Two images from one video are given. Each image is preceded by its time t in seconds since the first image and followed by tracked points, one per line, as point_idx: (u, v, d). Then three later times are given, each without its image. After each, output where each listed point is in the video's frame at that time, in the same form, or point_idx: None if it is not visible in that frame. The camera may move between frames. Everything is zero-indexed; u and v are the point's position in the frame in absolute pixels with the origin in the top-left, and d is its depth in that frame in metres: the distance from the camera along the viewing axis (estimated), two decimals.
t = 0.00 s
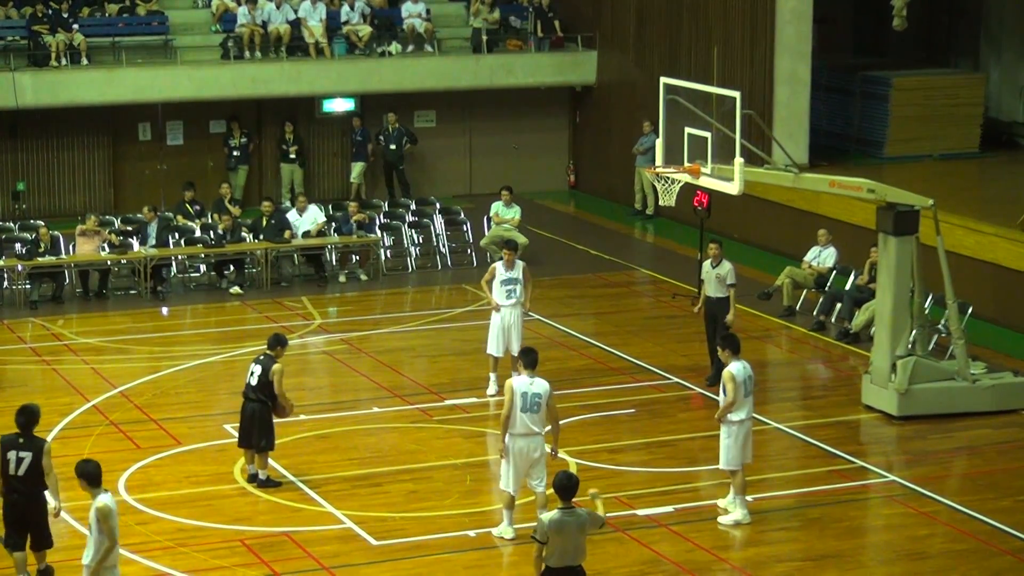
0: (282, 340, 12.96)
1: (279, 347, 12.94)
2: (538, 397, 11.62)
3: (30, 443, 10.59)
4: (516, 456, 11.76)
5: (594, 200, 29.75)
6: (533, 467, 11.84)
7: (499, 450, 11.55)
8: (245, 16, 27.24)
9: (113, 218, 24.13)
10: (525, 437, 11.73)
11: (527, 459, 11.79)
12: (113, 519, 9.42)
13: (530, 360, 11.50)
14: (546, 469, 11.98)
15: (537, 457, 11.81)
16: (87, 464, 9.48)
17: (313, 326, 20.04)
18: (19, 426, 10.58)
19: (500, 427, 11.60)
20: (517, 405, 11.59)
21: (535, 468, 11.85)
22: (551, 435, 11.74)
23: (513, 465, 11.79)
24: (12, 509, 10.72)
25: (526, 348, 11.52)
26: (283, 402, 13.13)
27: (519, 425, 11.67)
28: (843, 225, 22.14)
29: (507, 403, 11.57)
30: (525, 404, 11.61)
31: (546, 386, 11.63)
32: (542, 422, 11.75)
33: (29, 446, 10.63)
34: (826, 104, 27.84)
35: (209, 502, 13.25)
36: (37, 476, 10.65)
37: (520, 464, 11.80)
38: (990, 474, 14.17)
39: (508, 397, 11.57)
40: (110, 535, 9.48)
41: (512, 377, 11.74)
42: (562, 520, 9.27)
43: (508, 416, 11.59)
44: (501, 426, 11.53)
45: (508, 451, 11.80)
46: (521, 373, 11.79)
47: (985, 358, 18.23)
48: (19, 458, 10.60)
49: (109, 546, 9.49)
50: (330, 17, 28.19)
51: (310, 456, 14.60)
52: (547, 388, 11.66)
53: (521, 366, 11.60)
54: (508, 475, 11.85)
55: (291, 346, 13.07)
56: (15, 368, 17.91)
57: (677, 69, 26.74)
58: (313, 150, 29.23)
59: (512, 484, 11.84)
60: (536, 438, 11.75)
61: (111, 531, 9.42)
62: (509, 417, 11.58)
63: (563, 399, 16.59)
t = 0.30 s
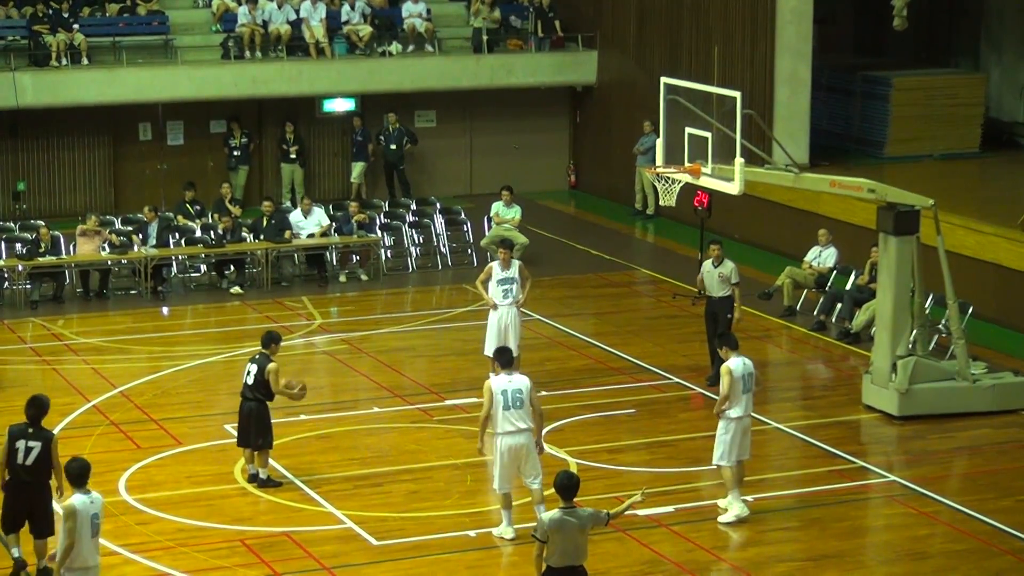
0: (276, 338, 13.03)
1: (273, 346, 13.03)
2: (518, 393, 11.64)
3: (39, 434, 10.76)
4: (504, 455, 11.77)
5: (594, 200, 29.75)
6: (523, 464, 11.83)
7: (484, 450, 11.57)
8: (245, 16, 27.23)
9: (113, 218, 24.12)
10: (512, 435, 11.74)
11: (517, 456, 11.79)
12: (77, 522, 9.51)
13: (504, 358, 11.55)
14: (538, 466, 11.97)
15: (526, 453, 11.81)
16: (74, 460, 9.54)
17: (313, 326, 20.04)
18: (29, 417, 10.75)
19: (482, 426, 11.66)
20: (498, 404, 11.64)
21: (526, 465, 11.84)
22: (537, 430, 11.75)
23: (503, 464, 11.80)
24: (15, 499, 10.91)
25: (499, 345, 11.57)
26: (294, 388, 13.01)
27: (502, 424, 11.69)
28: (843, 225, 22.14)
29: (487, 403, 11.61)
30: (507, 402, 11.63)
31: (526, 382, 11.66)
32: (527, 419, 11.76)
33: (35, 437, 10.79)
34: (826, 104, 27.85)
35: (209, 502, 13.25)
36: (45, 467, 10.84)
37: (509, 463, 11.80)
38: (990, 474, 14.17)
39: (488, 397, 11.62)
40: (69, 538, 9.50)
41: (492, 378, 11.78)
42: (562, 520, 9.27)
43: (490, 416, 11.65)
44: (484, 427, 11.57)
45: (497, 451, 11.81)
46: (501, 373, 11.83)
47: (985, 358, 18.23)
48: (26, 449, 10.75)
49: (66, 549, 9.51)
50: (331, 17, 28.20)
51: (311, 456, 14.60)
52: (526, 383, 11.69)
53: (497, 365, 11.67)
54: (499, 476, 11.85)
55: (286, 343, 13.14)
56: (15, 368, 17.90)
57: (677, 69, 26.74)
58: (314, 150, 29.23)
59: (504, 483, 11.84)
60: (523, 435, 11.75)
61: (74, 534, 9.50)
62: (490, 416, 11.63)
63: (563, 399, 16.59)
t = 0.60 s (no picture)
0: (270, 335, 13.13)
1: (268, 343, 13.12)
2: (509, 389, 11.69)
3: (29, 426, 10.81)
4: (501, 453, 11.75)
5: (594, 199, 29.73)
6: (520, 461, 11.81)
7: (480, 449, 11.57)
8: (245, 15, 27.22)
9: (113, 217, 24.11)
10: (506, 433, 11.75)
11: (513, 454, 11.78)
12: (47, 523, 9.24)
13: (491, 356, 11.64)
14: (535, 464, 11.95)
15: (523, 450, 11.80)
16: (55, 462, 9.30)
17: (313, 325, 20.03)
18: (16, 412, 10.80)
19: (476, 426, 11.69)
20: (489, 403, 11.68)
21: (523, 462, 11.82)
22: (532, 425, 11.76)
23: (500, 463, 11.77)
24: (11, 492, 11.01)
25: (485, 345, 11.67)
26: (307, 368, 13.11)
27: (495, 422, 11.72)
28: (843, 224, 22.14)
29: (478, 403, 11.66)
30: (499, 399, 11.68)
31: (515, 378, 11.72)
32: (519, 416, 11.78)
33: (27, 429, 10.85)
34: (826, 103, 27.83)
35: (209, 501, 13.24)
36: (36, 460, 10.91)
37: (507, 461, 11.78)
38: (990, 473, 14.16)
39: (479, 397, 11.67)
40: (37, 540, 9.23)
41: (481, 380, 11.84)
42: (563, 518, 9.29)
43: (482, 415, 11.68)
44: (477, 426, 11.59)
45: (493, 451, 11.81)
46: (491, 375, 11.89)
47: (985, 357, 18.22)
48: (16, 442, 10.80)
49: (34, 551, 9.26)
50: (331, 16, 28.20)
51: (310, 455, 14.59)
52: (516, 380, 11.74)
53: (485, 365, 11.76)
54: (497, 476, 11.82)
55: (279, 339, 13.26)
56: (15, 367, 17.89)
57: (677, 68, 26.74)
58: (314, 148, 29.23)
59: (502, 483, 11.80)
60: (518, 432, 11.75)
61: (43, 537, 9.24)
62: (483, 415, 11.67)
63: (562, 398, 16.57)
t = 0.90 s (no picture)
0: (272, 336, 13.08)
1: (271, 344, 13.11)
2: (509, 390, 11.68)
3: (13, 419, 10.66)
4: (504, 453, 11.74)
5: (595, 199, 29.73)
6: (522, 461, 11.82)
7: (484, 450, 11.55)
8: (246, 15, 27.14)
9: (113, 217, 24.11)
10: (508, 433, 11.74)
11: (515, 453, 11.78)
12: (30, 532, 9.10)
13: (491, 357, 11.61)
14: (534, 463, 11.98)
15: (524, 450, 11.81)
16: (34, 469, 9.21)
17: (314, 324, 20.03)
18: None
19: (479, 428, 11.64)
20: (491, 404, 11.66)
21: (525, 462, 11.84)
22: (532, 424, 11.79)
23: (503, 463, 11.76)
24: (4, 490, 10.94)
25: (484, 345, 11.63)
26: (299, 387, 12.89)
27: (498, 422, 11.70)
28: (844, 224, 22.14)
29: (480, 405, 11.62)
30: (500, 400, 11.66)
31: (516, 377, 11.73)
32: (520, 415, 11.80)
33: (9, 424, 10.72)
34: (827, 103, 27.83)
35: (209, 501, 13.24)
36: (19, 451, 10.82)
37: (509, 462, 11.77)
38: (991, 473, 14.16)
39: (480, 399, 11.63)
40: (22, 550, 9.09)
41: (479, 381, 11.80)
42: (565, 518, 9.28)
43: (485, 416, 11.65)
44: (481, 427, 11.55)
45: (494, 451, 11.79)
46: (488, 375, 11.85)
47: (986, 357, 18.22)
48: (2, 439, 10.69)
49: (21, 559, 9.14)
50: (331, 16, 28.21)
51: (310, 455, 14.58)
52: (516, 379, 11.74)
53: (484, 366, 11.72)
54: (500, 477, 11.80)
55: (283, 341, 13.22)
56: (16, 367, 17.89)
57: (678, 68, 26.74)
58: (314, 148, 29.23)
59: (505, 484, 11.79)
60: (519, 432, 11.76)
61: (27, 545, 9.09)
62: (486, 416, 11.64)
63: (563, 398, 16.57)
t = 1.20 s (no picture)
0: (276, 342, 13.03)
1: (275, 350, 13.07)
2: (518, 391, 11.65)
3: (1, 417, 10.74)
4: (508, 453, 11.77)
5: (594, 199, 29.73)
6: (525, 461, 11.86)
7: (490, 451, 11.56)
8: (246, 15, 27.14)
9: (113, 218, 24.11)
10: (514, 434, 11.75)
11: (519, 454, 11.81)
12: (20, 533, 9.17)
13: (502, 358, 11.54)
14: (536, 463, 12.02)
15: (528, 451, 11.85)
16: (33, 469, 9.23)
17: (314, 325, 20.03)
18: None
19: (486, 428, 11.62)
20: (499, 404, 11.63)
21: (528, 463, 11.87)
22: (538, 425, 11.80)
23: (507, 464, 11.79)
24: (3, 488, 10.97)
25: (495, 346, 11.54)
26: (300, 395, 13.06)
27: (504, 423, 11.70)
28: (844, 225, 22.14)
29: (488, 405, 11.59)
30: (508, 401, 11.64)
31: (524, 378, 11.69)
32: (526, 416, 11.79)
33: None
34: (827, 103, 27.84)
35: (209, 502, 13.24)
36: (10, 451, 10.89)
37: (512, 462, 11.81)
38: (991, 473, 14.17)
39: (489, 399, 11.59)
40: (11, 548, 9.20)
41: (487, 379, 11.75)
42: (564, 518, 9.27)
43: (492, 417, 11.62)
44: (488, 428, 11.55)
45: (498, 451, 11.81)
46: (495, 373, 11.80)
47: (986, 357, 18.22)
48: None
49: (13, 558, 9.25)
50: (331, 16, 28.21)
51: (310, 456, 14.58)
52: (524, 381, 11.71)
53: (494, 365, 11.66)
54: (504, 477, 11.83)
55: (286, 346, 13.17)
56: (15, 367, 17.89)
57: (678, 68, 26.74)
58: (314, 149, 29.23)
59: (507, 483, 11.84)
60: (524, 433, 11.78)
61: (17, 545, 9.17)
62: (493, 417, 11.61)
63: (563, 399, 16.57)
